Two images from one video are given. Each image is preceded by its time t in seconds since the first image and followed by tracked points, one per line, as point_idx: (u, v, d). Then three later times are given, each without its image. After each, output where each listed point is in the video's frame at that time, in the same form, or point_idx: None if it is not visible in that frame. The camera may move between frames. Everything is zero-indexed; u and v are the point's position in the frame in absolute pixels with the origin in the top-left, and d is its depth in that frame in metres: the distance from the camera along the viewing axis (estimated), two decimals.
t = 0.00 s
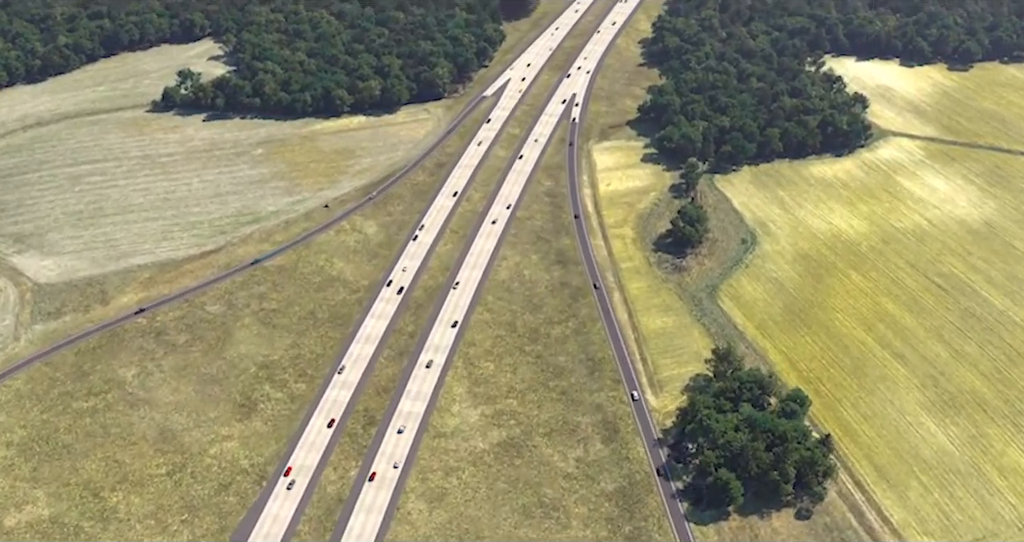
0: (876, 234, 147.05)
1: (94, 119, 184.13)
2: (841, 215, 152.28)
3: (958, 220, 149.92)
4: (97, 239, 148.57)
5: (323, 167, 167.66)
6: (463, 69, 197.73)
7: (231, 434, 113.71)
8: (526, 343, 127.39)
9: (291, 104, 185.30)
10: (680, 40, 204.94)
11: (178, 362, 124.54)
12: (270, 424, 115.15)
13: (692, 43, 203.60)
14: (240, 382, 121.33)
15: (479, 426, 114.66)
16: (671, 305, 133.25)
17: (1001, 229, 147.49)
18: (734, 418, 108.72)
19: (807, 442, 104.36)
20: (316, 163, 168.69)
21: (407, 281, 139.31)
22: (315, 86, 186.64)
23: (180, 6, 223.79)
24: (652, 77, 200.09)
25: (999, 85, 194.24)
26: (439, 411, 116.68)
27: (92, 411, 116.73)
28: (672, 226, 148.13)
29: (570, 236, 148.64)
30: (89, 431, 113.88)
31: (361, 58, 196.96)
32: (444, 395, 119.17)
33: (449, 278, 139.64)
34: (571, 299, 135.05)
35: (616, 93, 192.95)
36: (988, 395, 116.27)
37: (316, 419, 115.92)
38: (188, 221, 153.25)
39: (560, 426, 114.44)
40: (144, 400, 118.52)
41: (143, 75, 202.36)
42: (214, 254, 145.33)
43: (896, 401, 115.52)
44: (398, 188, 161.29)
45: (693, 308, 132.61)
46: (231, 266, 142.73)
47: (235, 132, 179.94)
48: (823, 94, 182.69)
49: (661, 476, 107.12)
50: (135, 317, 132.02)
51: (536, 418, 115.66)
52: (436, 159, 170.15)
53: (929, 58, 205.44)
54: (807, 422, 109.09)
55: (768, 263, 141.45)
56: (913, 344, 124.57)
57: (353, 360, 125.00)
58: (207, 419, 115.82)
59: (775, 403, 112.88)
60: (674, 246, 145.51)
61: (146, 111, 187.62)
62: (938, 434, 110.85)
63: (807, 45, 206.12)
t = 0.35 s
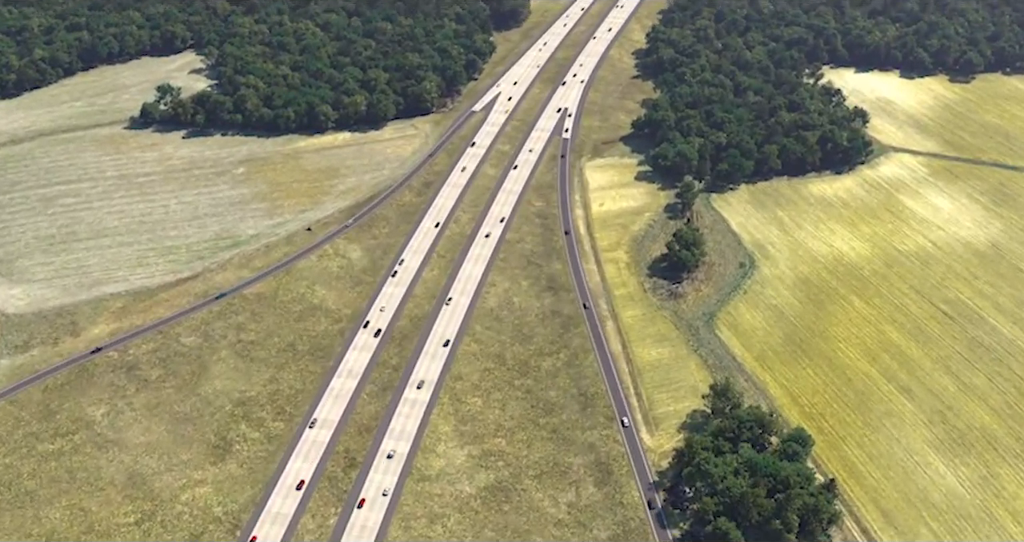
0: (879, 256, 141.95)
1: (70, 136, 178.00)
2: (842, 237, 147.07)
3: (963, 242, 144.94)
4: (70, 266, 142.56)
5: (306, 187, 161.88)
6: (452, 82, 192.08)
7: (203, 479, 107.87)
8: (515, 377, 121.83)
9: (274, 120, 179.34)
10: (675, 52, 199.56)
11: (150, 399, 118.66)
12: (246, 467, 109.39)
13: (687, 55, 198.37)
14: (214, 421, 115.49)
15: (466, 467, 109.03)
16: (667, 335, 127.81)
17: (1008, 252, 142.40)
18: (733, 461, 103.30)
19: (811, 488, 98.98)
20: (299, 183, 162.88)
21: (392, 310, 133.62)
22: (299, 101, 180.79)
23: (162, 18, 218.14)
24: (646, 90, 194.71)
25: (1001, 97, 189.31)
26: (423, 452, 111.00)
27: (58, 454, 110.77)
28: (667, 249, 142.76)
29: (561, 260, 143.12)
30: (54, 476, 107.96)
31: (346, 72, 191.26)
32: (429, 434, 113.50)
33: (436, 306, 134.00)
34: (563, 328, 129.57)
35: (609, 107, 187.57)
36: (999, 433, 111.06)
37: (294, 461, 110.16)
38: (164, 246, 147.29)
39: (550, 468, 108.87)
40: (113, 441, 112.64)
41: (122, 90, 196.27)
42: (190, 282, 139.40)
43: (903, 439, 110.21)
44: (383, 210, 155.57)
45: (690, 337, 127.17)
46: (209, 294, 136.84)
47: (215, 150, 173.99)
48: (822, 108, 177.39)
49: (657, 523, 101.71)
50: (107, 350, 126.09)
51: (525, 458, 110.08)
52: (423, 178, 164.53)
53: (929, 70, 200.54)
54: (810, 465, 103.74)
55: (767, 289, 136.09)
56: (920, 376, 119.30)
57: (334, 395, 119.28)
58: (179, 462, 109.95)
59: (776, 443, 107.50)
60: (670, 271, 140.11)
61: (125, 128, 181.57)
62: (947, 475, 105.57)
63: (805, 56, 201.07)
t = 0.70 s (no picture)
0: (882, 284, 136.26)
1: (42, 157, 171.25)
2: (843, 262, 141.29)
3: (968, 268, 139.44)
4: (36, 297, 135.92)
5: (286, 211, 155.46)
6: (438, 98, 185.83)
7: (170, 534, 101.44)
8: (502, 418, 115.64)
9: (254, 139, 172.80)
10: (669, 65, 193.69)
11: (117, 444, 112.19)
12: (216, 520, 103.03)
13: (681, 68, 192.60)
14: (183, 469, 109.03)
15: (450, 519, 102.80)
16: (662, 371, 121.83)
17: (1016, 279, 136.83)
18: (732, 513, 97.38)
19: None
20: (279, 206, 156.49)
21: (374, 344, 127.36)
22: (279, 120, 174.43)
23: (140, 31, 211.59)
24: (639, 105, 188.77)
25: (1005, 112, 183.76)
26: (405, 502, 104.76)
27: (16, 507, 104.22)
28: (661, 277, 136.85)
29: (551, 289, 137.01)
30: (11, 532, 101.38)
31: (329, 88, 184.98)
32: (411, 482, 107.23)
33: (420, 340, 127.81)
34: (552, 364, 123.41)
35: (601, 123, 181.57)
36: (1012, 477, 105.43)
37: (268, 513, 103.84)
38: (136, 275, 140.72)
39: (539, 519, 102.70)
40: (76, 491, 106.15)
41: (98, 107, 189.57)
42: (162, 315, 132.92)
43: (911, 484, 104.36)
44: (366, 235, 149.26)
45: (685, 373, 121.20)
46: (181, 328, 130.37)
47: (193, 171, 167.44)
48: (821, 124, 171.56)
49: None
50: (72, 391, 119.57)
51: (513, 508, 103.88)
52: (408, 200, 158.25)
53: (930, 83, 195.05)
54: (814, 517, 97.82)
55: (766, 320, 130.19)
56: (928, 414, 113.54)
57: (312, 439, 112.96)
58: (145, 514, 103.52)
59: (778, 492, 101.57)
60: (665, 301, 134.17)
61: (99, 147, 174.86)
62: (958, 524, 99.81)
63: (802, 69, 195.42)
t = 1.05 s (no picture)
0: (886, 311, 131.10)
1: (14, 177, 165.23)
2: (846, 288, 136.06)
3: (974, 293, 134.39)
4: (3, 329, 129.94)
5: (266, 234, 149.72)
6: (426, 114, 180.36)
7: None
8: (490, 459, 110.01)
9: (234, 158, 166.98)
10: (663, 78, 188.45)
11: (83, 491, 106.26)
12: None
13: (676, 82, 187.42)
14: (152, 518, 103.20)
15: None
16: (657, 407, 116.38)
17: None
18: None
19: None
20: (259, 230, 150.68)
21: (356, 379, 121.64)
22: (261, 138, 168.67)
23: (119, 44, 205.72)
24: (632, 120, 183.40)
25: (1009, 126, 178.76)
26: None
27: None
28: (656, 306, 131.43)
29: (542, 318, 131.42)
30: None
31: (313, 104, 179.29)
32: (393, 530, 101.59)
33: (404, 375, 122.11)
34: (543, 400, 117.84)
35: (594, 140, 176.19)
36: None
37: None
38: (109, 304, 134.85)
39: None
40: None
41: (74, 123, 183.60)
42: (135, 348, 126.99)
43: (921, 531, 99.11)
44: (349, 260, 143.49)
45: (682, 410, 115.77)
46: (154, 362, 124.47)
47: (171, 192, 161.55)
48: (821, 140, 166.38)
49: None
50: (38, 432, 113.65)
51: None
52: (394, 223, 152.62)
53: (931, 96, 190.10)
54: None
55: (766, 350, 124.85)
56: (936, 454, 108.32)
57: (289, 485, 107.18)
58: None
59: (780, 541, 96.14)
60: (660, 330, 128.73)
61: (74, 167, 168.89)
62: None
63: (800, 82, 190.41)
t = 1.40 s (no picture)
0: (891, 343, 125.41)
1: None
2: (848, 318, 130.21)
3: (982, 323, 128.83)
4: None
5: (243, 262, 143.30)
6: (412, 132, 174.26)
7: None
8: (475, 509, 103.81)
9: (212, 181, 160.53)
10: (657, 93, 182.55)
11: None
12: None
13: (670, 97, 181.64)
14: None
15: None
16: (652, 451, 110.36)
17: None
18: None
19: None
20: (236, 257, 144.27)
21: (334, 422, 115.30)
22: (240, 158, 162.38)
23: (95, 58, 199.01)
24: (626, 136, 177.44)
25: (1014, 143, 173.39)
26: None
27: None
28: (651, 339, 125.40)
29: (531, 353, 125.24)
30: None
31: (295, 123, 173.13)
32: None
33: (385, 416, 115.84)
34: (532, 443, 111.67)
35: (586, 158, 170.19)
36: None
37: None
38: (76, 340, 128.28)
39: None
40: None
41: (46, 143, 176.96)
42: (102, 387, 120.50)
43: None
44: (330, 290, 137.18)
45: (678, 454, 109.70)
46: (122, 404, 117.96)
47: (145, 216, 155.01)
48: (821, 159, 160.63)
49: None
50: None
51: None
52: (377, 249, 146.32)
53: (933, 110, 184.55)
54: None
55: (766, 388, 118.88)
56: (948, 502, 102.46)
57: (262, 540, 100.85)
58: None
59: None
60: (655, 366, 122.68)
61: (45, 190, 162.25)
62: None
63: (798, 97, 184.76)
